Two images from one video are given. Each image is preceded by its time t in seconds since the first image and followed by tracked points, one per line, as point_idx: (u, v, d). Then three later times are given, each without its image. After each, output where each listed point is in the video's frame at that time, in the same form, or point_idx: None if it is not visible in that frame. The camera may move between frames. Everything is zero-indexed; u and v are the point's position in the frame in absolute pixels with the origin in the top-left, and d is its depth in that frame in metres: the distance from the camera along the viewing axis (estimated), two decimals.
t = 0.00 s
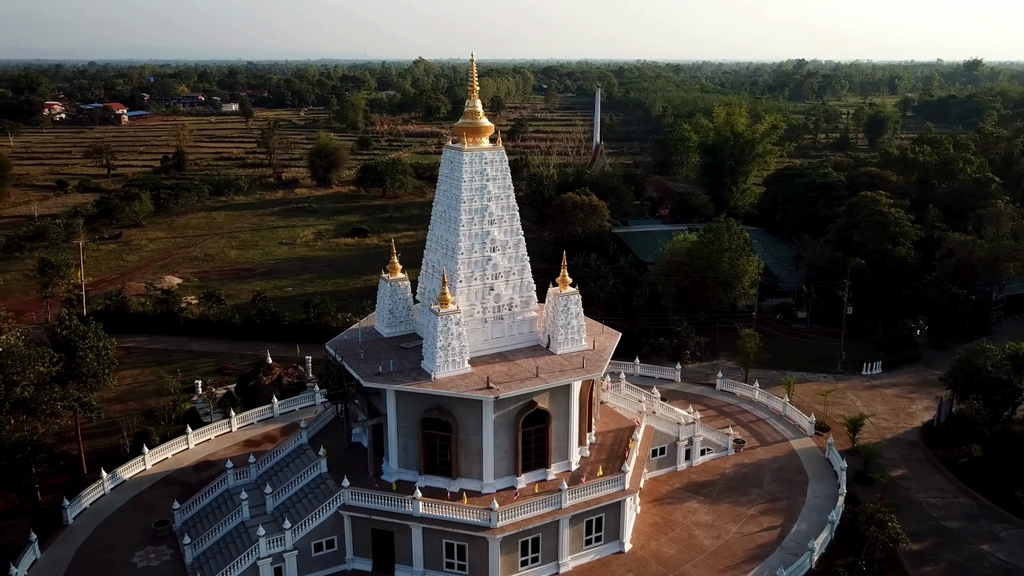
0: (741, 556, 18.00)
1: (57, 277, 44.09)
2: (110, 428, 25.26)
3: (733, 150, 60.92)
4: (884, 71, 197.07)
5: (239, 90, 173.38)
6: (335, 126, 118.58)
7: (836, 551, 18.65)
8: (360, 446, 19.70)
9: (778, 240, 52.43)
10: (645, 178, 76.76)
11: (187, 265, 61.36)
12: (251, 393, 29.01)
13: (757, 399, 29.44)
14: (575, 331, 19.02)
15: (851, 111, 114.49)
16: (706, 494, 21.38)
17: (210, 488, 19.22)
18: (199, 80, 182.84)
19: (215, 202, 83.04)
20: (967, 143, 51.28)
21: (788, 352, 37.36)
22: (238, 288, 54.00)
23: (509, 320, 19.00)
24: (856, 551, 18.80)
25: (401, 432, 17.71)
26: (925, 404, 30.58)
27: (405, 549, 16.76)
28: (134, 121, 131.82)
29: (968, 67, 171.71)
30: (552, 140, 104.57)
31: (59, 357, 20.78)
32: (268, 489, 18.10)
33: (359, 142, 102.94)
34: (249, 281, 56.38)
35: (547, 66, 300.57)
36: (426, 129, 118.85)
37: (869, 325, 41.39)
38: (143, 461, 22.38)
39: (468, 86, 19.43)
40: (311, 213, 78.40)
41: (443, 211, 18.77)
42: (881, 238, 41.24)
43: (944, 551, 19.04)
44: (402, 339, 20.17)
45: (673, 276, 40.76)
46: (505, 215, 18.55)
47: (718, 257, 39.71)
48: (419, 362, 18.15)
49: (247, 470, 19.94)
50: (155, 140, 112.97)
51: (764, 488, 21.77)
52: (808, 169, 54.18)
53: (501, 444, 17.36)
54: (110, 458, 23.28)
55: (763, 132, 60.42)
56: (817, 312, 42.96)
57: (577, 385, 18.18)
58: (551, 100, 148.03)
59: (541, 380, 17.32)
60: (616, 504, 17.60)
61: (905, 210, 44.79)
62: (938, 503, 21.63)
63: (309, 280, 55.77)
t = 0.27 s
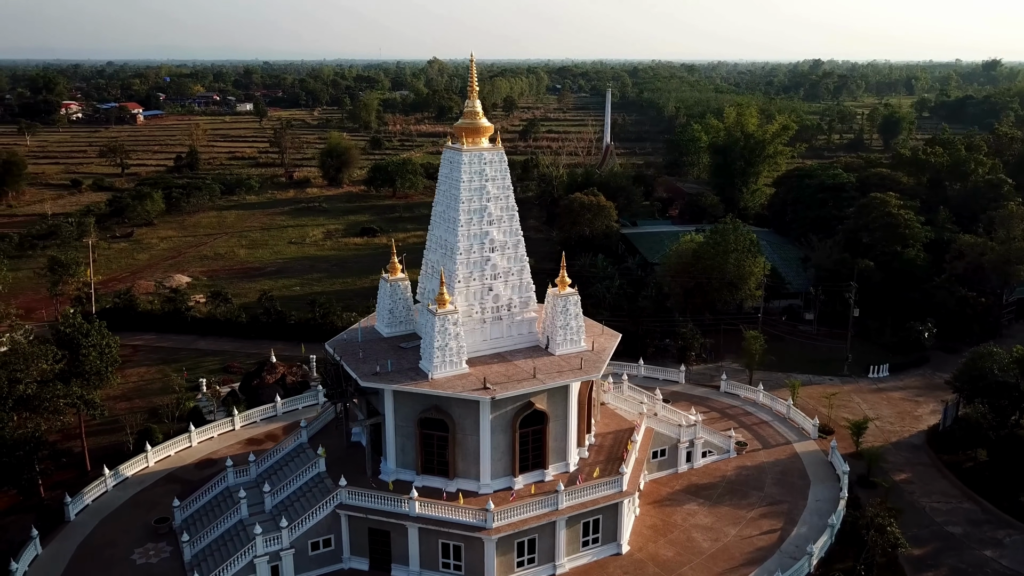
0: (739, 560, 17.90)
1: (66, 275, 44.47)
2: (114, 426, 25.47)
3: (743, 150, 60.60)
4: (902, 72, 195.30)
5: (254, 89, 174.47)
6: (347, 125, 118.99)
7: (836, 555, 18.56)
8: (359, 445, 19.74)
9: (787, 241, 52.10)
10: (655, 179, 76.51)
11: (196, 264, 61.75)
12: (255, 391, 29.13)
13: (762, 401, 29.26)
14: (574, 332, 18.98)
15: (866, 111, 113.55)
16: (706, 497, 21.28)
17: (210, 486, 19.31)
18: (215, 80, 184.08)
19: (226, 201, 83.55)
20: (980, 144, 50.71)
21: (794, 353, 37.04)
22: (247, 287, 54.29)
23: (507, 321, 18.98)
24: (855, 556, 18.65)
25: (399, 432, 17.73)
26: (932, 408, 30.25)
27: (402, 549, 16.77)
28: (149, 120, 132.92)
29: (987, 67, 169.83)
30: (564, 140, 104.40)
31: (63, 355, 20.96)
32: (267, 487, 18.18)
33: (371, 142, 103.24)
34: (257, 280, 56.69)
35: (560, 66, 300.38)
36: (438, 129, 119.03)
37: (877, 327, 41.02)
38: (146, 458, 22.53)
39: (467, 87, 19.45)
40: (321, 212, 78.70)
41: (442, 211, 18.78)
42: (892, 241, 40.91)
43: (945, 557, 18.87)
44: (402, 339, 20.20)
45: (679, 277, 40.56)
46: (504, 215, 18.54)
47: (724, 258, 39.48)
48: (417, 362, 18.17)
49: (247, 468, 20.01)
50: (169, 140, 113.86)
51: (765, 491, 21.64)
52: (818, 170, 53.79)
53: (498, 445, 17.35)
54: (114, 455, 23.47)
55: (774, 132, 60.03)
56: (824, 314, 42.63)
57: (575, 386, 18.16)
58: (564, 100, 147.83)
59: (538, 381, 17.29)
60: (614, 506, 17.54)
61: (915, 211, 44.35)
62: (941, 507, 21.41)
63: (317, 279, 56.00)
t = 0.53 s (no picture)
0: (738, 563, 17.81)
1: (77, 274, 44.87)
2: (119, 423, 25.67)
3: (753, 151, 60.25)
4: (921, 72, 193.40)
5: (269, 89, 175.53)
6: (361, 125, 119.38)
7: (836, 560, 18.45)
8: (359, 445, 19.78)
9: (796, 243, 51.75)
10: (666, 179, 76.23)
11: (207, 263, 62.15)
12: (259, 390, 29.25)
13: (766, 404, 29.09)
14: (574, 333, 18.95)
15: (883, 112, 112.56)
16: (706, 500, 21.19)
17: (211, 484, 19.40)
18: (231, 80, 185.34)
19: (238, 201, 84.07)
20: (994, 145, 50.12)
21: (800, 355, 36.69)
22: (256, 286, 54.58)
23: (507, 321, 18.98)
24: (856, 560, 18.50)
25: (397, 431, 17.75)
26: (940, 411, 29.91)
27: (399, 548, 16.79)
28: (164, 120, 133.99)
29: (1007, 67, 167.89)
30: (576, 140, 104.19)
31: (66, 353, 21.14)
32: (266, 486, 18.24)
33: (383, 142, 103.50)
34: (266, 279, 56.96)
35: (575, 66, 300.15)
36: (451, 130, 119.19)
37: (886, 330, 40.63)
38: (149, 456, 22.66)
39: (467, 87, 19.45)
40: (332, 212, 79.00)
41: (442, 211, 18.81)
42: (902, 242, 40.22)
43: (948, 562, 18.71)
44: (402, 338, 20.23)
45: (685, 278, 40.34)
46: (504, 216, 18.54)
47: (730, 259, 39.21)
48: (416, 362, 18.19)
49: (248, 467, 20.09)
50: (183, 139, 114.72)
51: (767, 495, 21.50)
52: (828, 171, 53.38)
53: (496, 445, 17.34)
54: (117, 453, 23.65)
55: (785, 133, 59.64)
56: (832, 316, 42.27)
57: (574, 387, 18.14)
58: (578, 100, 147.58)
59: (536, 382, 17.28)
60: (612, 507, 17.49)
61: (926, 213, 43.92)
62: (946, 512, 21.20)
63: (326, 279, 56.22)
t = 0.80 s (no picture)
0: (737, 566, 17.71)
1: (87, 272, 45.29)
2: (124, 421, 25.89)
3: (765, 152, 59.88)
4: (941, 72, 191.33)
5: (285, 89, 176.56)
6: (374, 125, 119.77)
7: (837, 564, 18.28)
8: (359, 444, 19.80)
9: (806, 244, 51.38)
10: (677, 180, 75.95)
11: (218, 262, 62.58)
12: (264, 389, 29.38)
13: (772, 406, 28.88)
14: (574, 334, 18.93)
15: (900, 112, 111.48)
16: (708, 502, 21.07)
17: (212, 481, 19.49)
18: (247, 80, 186.56)
19: (251, 200, 84.60)
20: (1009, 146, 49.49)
21: (808, 357, 36.33)
22: (265, 285, 54.88)
23: (507, 321, 18.98)
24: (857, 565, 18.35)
25: (396, 431, 17.78)
26: (948, 415, 29.57)
27: (396, 548, 16.82)
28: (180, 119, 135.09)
29: None
30: (589, 140, 104.00)
31: (71, 350, 21.37)
32: (266, 484, 18.31)
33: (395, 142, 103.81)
34: (276, 278, 57.25)
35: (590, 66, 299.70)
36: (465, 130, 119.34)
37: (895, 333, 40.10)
38: (154, 453, 22.80)
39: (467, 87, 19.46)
40: (343, 212, 79.30)
41: (442, 211, 18.82)
42: (913, 244, 39.86)
43: (950, 568, 18.54)
44: (403, 338, 20.26)
45: (692, 278, 40.14)
46: (504, 216, 18.53)
47: (738, 259, 38.89)
48: (415, 362, 18.21)
49: (249, 465, 20.17)
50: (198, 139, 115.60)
51: (769, 497, 21.36)
52: (840, 172, 52.94)
53: (494, 446, 17.33)
54: (122, 450, 23.85)
55: (797, 134, 59.22)
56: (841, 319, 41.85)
57: (573, 388, 18.11)
58: (593, 101, 147.29)
59: (534, 382, 17.26)
60: (610, 509, 17.44)
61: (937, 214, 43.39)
62: (950, 517, 20.97)
63: (335, 278, 56.47)
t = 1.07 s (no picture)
0: (736, 569, 17.60)
1: (99, 270, 45.70)
2: (130, 418, 26.11)
3: (777, 153, 59.48)
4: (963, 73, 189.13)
5: (301, 89, 177.52)
6: (388, 125, 120.16)
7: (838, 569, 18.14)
8: (359, 443, 19.84)
9: (817, 246, 50.97)
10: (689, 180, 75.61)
11: (229, 260, 62.98)
12: (269, 387, 29.50)
13: (777, 409, 28.69)
14: (574, 335, 18.89)
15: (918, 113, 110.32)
16: (709, 505, 20.96)
17: (214, 479, 19.60)
18: (264, 80, 187.83)
19: (263, 199, 85.10)
20: None
21: (815, 360, 35.97)
22: (275, 284, 55.19)
23: (507, 322, 18.97)
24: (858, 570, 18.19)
25: (395, 430, 17.81)
26: (957, 418, 29.24)
27: (394, 547, 16.85)
28: (196, 119, 136.20)
29: None
30: (602, 140, 103.78)
31: (76, 348, 21.53)
32: (266, 482, 18.39)
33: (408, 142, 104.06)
34: (286, 277, 57.50)
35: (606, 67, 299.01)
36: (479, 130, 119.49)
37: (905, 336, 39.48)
38: (158, 450, 22.94)
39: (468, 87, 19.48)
40: (354, 211, 79.58)
41: (443, 211, 18.84)
42: (924, 245, 38.93)
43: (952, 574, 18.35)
44: (404, 338, 20.31)
45: (700, 279, 39.91)
46: (504, 216, 18.52)
47: (745, 261, 38.62)
48: (415, 362, 18.23)
49: (250, 463, 20.27)
50: (213, 139, 116.47)
51: (771, 501, 21.21)
52: (852, 173, 52.45)
53: (492, 446, 17.31)
54: (127, 447, 24.06)
55: (809, 134, 58.78)
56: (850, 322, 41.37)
57: (572, 389, 18.08)
58: (607, 101, 146.96)
59: (532, 383, 17.24)
60: (608, 510, 17.39)
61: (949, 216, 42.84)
62: (955, 523, 20.75)
63: (344, 277, 56.68)
